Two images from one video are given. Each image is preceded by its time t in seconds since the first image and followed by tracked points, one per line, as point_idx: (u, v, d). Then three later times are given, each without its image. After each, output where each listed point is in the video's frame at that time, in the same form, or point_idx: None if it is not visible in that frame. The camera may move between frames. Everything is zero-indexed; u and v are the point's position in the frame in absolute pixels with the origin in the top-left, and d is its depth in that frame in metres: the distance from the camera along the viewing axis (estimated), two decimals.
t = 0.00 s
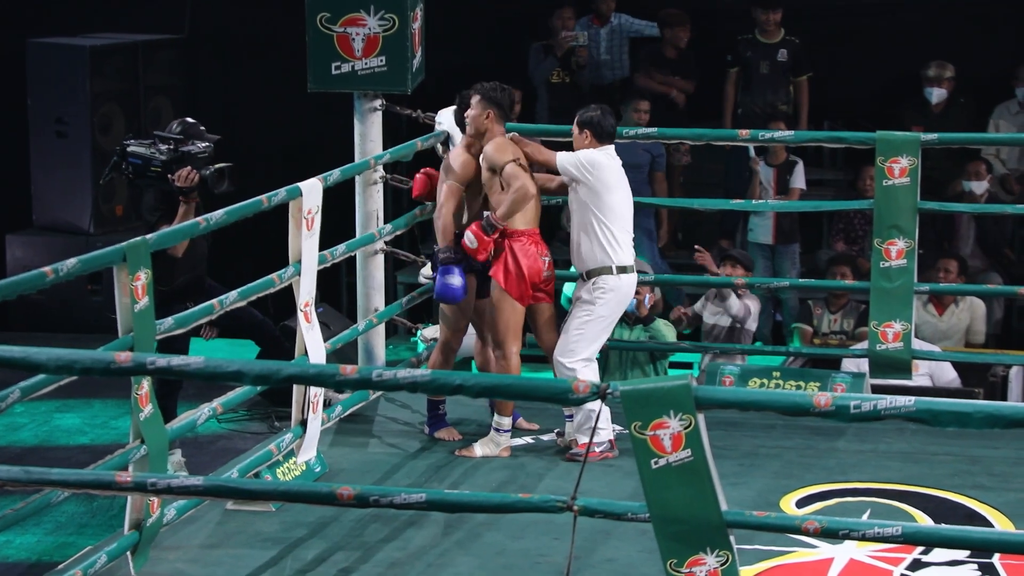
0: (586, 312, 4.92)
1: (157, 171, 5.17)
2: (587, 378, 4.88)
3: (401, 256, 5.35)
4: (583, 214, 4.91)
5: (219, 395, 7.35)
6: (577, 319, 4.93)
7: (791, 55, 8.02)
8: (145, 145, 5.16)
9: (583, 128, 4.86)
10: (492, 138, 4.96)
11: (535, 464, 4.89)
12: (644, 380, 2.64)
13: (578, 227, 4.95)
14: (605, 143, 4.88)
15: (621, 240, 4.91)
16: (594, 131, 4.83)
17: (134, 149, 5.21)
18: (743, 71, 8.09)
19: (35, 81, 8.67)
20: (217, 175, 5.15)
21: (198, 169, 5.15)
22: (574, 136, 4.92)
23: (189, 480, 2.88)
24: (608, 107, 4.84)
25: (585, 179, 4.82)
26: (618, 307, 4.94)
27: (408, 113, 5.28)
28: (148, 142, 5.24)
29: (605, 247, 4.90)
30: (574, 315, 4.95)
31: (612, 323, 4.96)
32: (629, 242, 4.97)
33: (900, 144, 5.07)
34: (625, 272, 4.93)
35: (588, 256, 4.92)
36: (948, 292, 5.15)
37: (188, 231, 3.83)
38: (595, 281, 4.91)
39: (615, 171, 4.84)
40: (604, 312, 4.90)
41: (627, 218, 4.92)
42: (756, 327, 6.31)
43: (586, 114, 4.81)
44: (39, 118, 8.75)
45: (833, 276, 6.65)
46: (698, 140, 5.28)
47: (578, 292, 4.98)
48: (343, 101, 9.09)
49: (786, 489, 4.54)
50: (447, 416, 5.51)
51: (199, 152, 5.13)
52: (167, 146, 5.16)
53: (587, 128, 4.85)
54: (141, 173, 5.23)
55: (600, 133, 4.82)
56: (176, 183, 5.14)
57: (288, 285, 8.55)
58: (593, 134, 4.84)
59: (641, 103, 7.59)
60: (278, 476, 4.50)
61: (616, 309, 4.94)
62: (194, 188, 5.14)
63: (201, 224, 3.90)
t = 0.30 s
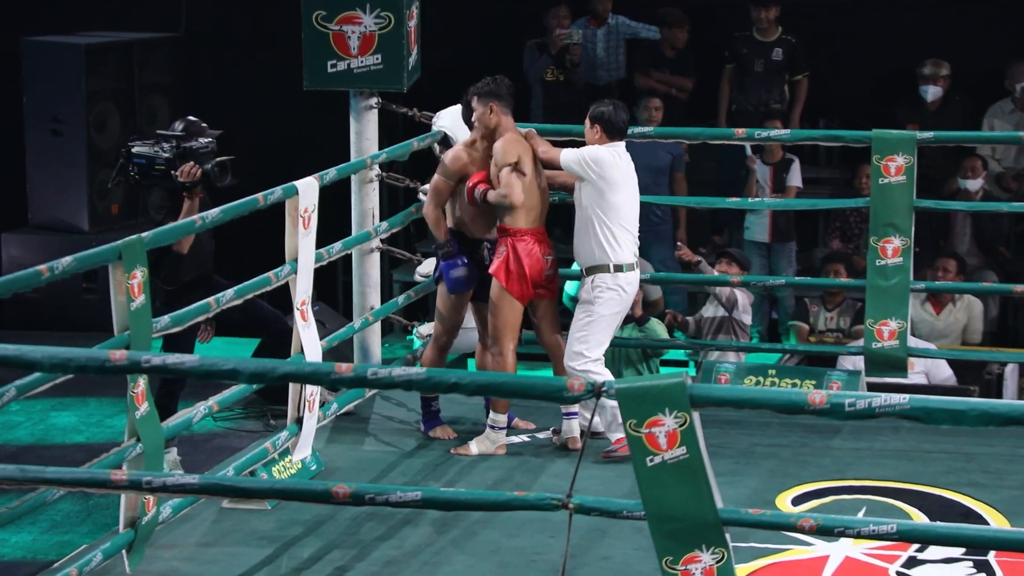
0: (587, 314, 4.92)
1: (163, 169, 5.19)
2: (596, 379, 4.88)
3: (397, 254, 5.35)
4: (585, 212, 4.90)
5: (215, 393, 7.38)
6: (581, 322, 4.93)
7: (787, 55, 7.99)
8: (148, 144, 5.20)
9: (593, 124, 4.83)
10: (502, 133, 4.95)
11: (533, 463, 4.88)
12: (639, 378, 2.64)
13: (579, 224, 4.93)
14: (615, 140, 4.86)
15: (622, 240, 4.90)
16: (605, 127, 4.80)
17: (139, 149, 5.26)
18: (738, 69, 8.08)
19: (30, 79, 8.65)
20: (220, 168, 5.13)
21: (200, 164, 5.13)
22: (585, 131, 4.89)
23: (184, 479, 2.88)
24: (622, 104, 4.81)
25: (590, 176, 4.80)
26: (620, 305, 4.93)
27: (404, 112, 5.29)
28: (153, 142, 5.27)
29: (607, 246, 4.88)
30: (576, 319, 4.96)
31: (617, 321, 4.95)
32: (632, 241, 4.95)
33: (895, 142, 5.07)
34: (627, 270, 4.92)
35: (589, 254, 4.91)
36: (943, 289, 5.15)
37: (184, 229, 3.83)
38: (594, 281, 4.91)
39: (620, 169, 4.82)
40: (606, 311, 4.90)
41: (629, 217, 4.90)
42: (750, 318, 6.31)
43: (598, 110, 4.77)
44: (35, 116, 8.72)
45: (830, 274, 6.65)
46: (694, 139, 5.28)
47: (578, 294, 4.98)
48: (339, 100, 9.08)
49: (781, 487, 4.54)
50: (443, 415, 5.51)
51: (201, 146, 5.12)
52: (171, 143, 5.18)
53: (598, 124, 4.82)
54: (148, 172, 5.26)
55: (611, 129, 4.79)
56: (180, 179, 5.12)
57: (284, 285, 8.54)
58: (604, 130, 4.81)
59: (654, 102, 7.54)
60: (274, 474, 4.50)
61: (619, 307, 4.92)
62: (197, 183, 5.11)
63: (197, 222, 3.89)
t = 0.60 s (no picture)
0: (592, 315, 4.91)
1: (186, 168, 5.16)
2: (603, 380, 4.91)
3: (392, 252, 5.34)
4: (587, 213, 4.88)
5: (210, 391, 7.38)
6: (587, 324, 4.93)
7: (774, 52, 8.02)
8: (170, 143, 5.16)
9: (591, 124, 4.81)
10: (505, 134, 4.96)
11: (528, 462, 4.88)
12: (635, 376, 2.64)
13: (582, 225, 4.92)
14: (614, 139, 4.83)
15: (625, 240, 4.87)
16: (602, 126, 4.77)
17: (162, 147, 5.19)
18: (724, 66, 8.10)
19: (24, 77, 8.63)
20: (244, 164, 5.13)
21: (224, 161, 5.12)
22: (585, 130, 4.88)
23: (179, 477, 2.87)
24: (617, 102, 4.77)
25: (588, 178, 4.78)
26: (625, 306, 4.90)
27: (399, 110, 5.28)
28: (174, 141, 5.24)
29: (608, 247, 4.86)
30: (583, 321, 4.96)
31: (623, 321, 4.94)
32: (635, 241, 4.92)
33: (890, 140, 5.08)
34: (632, 270, 4.88)
35: (592, 255, 4.90)
36: (938, 288, 5.16)
37: (178, 227, 3.82)
38: (599, 283, 4.89)
39: (618, 170, 4.78)
40: (611, 313, 4.88)
41: (631, 217, 4.87)
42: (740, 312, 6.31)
43: (594, 109, 4.74)
44: (30, 114, 8.71)
45: (826, 273, 6.65)
46: (688, 137, 5.28)
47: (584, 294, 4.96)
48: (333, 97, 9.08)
49: (777, 485, 4.55)
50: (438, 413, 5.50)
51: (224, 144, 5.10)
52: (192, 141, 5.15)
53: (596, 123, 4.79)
54: (172, 172, 5.22)
55: (609, 128, 4.76)
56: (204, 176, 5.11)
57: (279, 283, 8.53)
58: (601, 129, 4.78)
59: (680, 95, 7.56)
60: (269, 473, 4.50)
61: (625, 308, 4.90)
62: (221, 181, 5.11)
63: (192, 220, 3.88)
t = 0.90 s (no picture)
0: (610, 311, 4.85)
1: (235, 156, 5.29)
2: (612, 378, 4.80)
3: (390, 250, 5.34)
4: (599, 216, 4.83)
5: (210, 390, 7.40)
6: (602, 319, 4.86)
7: (765, 49, 8.04)
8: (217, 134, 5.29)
9: (590, 126, 4.72)
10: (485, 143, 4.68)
11: (528, 461, 4.87)
12: (634, 375, 2.64)
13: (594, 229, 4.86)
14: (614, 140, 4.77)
15: (640, 238, 4.86)
16: (602, 128, 4.70)
17: (209, 141, 5.28)
18: (714, 64, 8.11)
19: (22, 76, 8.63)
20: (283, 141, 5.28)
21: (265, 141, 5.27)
22: (580, 133, 4.79)
23: (178, 476, 2.87)
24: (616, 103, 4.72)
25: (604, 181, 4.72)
26: (639, 305, 4.89)
27: (397, 108, 5.28)
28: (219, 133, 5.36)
29: (627, 247, 4.83)
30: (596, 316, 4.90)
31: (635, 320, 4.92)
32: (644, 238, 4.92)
33: (889, 138, 5.07)
34: (647, 268, 4.89)
35: (608, 257, 4.85)
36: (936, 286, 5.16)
37: (177, 226, 3.82)
38: (617, 280, 4.85)
39: (629, 169, 4.76)
40: (629, 310, 4.85)
41: (643, 214, 4.86)
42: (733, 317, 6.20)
43: (593, 110, 4.68)
44: (29, 113, 8.71)
45: (828, 272, 6.65)
46: (688, 136, 5.28)
47: (598, 292, 4.91)
48: (330, 95, 9.08)
49: (775, 484, 4.55)
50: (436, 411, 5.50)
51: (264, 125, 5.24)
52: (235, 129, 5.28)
53: (594, 125, 4.71)
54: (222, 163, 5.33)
55: (609, 129, 4.69)
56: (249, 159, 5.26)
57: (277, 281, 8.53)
58: (601, 131, 4.70)
59: (663, 97, 7.56)
60: (267, 472, 4.50)
61: (639, 307, 4.89)
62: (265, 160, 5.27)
63: (191, 218, 3.88)
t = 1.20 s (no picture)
0: (624, 317, 4.83)
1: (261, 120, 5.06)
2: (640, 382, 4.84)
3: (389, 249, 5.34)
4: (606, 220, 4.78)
5: (209, 388, 7.40)
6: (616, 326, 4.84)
7: (758, 46, 8.04)
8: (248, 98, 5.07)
9: (600, 126, 4.66)
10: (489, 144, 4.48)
11: (527, 459, 4.88)
12: (633, 373, 2.64)
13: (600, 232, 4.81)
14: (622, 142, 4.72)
15: (645, 241, 4.84)
16: (613, 129, 4.65)
17: (239, 103, 5.11)
18: (708, 63, 8.11)
19: (20, 75, 8.62)
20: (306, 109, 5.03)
21: (286, 105, 5.01)
22: (589, 133, 4.72)
23: (177, 474, 2.87)
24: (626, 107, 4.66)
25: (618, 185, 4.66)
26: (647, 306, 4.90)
27: (396, 106, 5.28)
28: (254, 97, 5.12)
29: (635, 250, 4.80)
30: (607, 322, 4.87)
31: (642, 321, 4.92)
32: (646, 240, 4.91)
33: (888, 137, 5.07)
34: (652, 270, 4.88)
35: (615, 261, 4.81)
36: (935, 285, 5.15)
37: (176, 224, 3.81)
38: (626, 285, 4.82)
39: (638, 173, 4.72)
40: (641, 313, 4.85)
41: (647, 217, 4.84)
42: (719, 319, 6.06)
43: (604, 110, 4.63)
44: (26, 112, 8.70)
45: (830, 271, 6.64)
46: (687, 135, 5.28)
47: (604, 297, 4.87)
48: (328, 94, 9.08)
49: (774, 482, 4.55)
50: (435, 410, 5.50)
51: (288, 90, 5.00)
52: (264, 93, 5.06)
53: (605, 125, 4.65)
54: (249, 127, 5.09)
55: (620, 129, 4.65)
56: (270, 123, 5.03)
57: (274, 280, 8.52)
58: (612, 132, 4.65)
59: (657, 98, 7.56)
60: (266, 470, 4.50)
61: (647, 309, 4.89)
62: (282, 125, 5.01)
63: (189, 217, 3.87)
